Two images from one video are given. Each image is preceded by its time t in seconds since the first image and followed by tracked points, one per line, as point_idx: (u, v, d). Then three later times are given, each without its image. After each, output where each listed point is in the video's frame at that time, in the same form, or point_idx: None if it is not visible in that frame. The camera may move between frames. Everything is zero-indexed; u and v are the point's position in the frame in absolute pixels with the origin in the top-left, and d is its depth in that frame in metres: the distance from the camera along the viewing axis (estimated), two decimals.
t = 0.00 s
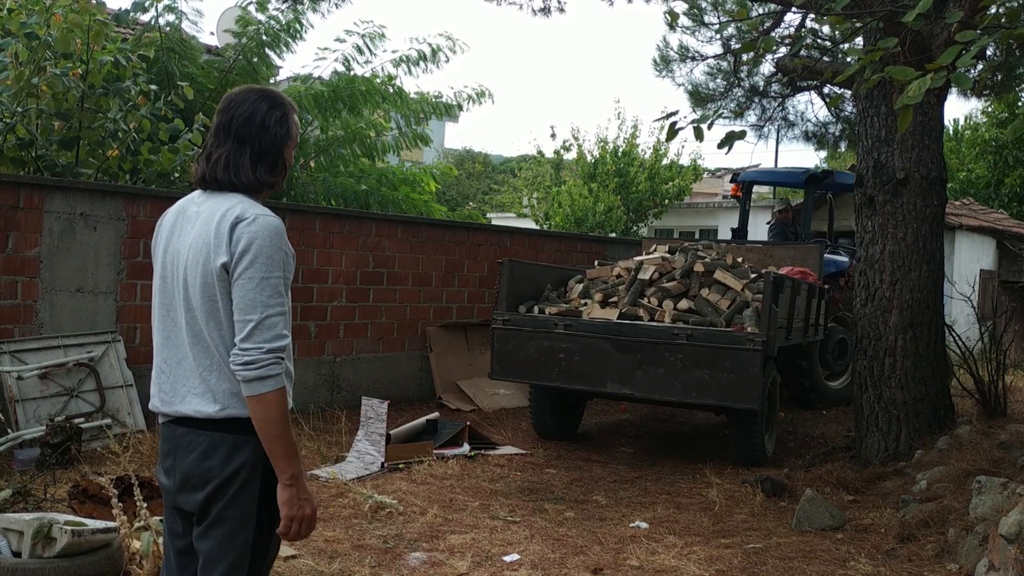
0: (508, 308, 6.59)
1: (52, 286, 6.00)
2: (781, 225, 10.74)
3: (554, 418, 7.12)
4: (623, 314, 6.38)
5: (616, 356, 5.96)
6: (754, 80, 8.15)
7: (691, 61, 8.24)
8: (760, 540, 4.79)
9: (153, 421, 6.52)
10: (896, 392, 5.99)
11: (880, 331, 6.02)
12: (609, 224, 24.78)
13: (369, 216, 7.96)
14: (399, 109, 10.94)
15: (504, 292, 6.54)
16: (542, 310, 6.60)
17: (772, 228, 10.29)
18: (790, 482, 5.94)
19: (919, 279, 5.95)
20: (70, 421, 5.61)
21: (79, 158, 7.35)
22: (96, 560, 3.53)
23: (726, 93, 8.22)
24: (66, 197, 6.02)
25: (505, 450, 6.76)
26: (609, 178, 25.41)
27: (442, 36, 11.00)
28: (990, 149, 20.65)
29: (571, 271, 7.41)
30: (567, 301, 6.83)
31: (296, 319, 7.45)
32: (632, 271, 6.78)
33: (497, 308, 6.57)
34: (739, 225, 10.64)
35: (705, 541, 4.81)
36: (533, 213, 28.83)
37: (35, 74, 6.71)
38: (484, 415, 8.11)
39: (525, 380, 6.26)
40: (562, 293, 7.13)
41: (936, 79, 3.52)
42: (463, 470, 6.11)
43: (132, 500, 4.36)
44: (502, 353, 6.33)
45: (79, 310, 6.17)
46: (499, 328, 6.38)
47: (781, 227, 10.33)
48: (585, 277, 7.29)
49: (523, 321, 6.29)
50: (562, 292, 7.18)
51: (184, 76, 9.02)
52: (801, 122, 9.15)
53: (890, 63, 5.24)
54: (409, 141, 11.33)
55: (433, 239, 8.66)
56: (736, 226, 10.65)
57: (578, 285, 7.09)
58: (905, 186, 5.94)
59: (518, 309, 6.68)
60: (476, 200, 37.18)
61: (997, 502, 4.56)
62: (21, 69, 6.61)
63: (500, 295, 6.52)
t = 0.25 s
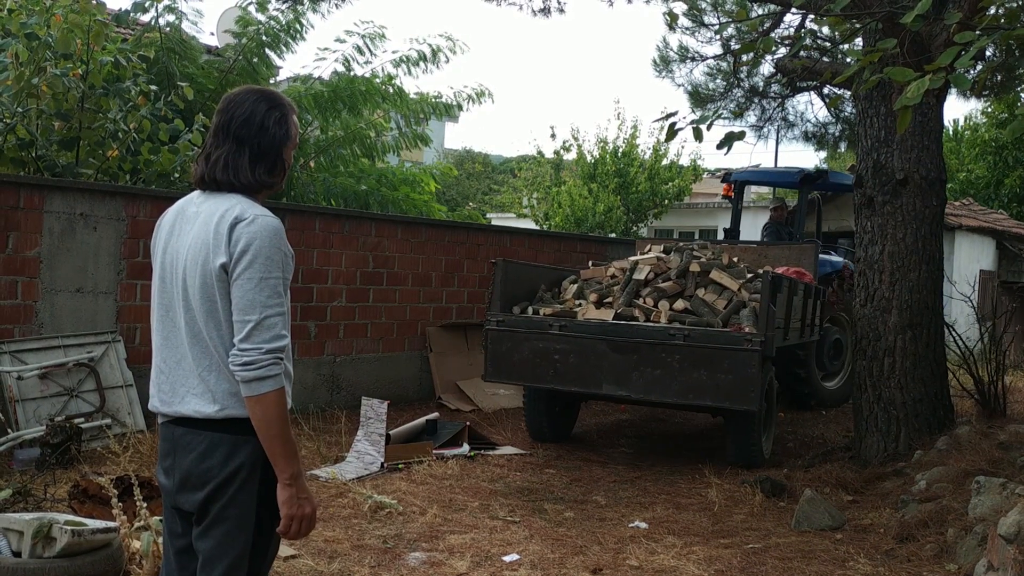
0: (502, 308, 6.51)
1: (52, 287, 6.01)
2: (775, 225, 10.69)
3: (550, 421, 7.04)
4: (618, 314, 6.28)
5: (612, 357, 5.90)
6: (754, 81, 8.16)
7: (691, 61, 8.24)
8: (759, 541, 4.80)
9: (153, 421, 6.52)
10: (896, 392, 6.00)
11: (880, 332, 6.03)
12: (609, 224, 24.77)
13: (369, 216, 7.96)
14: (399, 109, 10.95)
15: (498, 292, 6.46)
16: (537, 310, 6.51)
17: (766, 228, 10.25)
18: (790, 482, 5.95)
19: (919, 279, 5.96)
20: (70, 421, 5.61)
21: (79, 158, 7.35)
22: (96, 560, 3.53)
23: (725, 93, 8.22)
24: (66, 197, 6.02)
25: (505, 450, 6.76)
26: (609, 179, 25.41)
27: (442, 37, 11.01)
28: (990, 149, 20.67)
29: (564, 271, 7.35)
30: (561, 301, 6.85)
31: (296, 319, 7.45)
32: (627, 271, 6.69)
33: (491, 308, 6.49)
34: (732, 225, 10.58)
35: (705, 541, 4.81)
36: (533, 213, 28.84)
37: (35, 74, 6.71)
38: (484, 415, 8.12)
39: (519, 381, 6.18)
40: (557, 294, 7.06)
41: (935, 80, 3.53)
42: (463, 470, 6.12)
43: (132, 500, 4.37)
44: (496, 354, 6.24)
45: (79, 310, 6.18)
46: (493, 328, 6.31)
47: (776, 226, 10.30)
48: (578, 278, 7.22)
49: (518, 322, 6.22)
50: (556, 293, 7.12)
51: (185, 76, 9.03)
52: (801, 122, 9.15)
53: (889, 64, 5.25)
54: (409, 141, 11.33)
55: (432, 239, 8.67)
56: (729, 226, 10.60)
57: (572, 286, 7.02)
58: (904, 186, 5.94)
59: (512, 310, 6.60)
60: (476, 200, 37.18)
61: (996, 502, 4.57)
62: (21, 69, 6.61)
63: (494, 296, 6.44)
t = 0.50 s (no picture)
0: (495, 308, 6.41)
1: (51, 286, 6.01)
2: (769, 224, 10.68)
3: (544, 423, 6.94)
4: (613, 314, 6.26)
5: (607, 356, 5.86)
6: (754, 81, 8.16)
7: (691, 61, 8.24)
8: (759, 540, 4.80)
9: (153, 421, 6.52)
10: (895, 392, 6.00)
11: (880, 331, 6.03)
12: (609, 224, 24.77)
13: (369, 216, 7.96)
14: (399, 109, 10.94)
15: (491, 291, 6.36)
16: (530, 311, 6.42)
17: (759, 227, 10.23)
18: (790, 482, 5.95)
19: (918, 279, 5.96)
20: (70, 421, 5.61)
21: (79, 158, 7.35)
22: (95, 560, 3.53)
23: (725, 93, 8.22)
24: (66, 197, 6.02)
25: (505, 450, 6.76)
26: (609, 179, 25.40)
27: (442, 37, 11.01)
28: (990, 149, 20.66)
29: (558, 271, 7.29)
30: (556, 301, 6.74)
31: (296, 319, 7.45)
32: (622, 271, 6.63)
33: (484, 308, 6.39)
34: (725, 224, 10.55)
35: (704, 541, 4.81)
36: (533, 213, 28.83)
37: (35, 74, 6.72)
38: (484, 415, 8.13)
39: (513, 382, 6.14)
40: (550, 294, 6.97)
41: (934, 80, 3.53)
42: (463, 470, 6.12)
43: (132, 500, 4.37)
44: (489, 355, 6.18)
45: (79, 310, 6.18)
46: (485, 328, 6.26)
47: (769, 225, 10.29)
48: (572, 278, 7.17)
49: (511, 321, 6.17)
50: (550, 292, 7.03)
51: (185, 76, 9.03)
52: (801, 122, 9.16)
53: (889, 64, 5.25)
54: (410, 141, 11.32)
55: (432, 239, 8.66)
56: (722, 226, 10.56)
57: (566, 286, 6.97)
58: (904, 186, 5.94)
59: (504, 310, 6.50)
60: (476, 200, 37.16)
61: (996, 502, 4.57)
62: (21, 69, 6.61)
63: (487, 295, 6.38)
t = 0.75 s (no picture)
0: (488, 307, 6.37)
1: (52, 286, 6.01)
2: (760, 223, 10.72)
3: (538, 423, 6.84)
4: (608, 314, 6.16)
5: (602, 357, 5.80)
6: (754, 81, 8.16)
7: (692, 62, 8.24)
8: (759, 540, 4.80)
9: (153, 421, 6.52)
10: (895, 393, 6.00)
11: (879, 332, 6.03)
12: (609, 224, 24.78)
13: (369, 217, 7.96)
14: (399, 109, 10.95)
15: (485, 290, 6.31)
16: (524, 310, 6.36)
17: (752, 227, 10.25)
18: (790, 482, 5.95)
19: (918, 280, 5.96)
20: (71, 421, 5.62)
21: (80, 158, 7.35)
22: (96, 560, 3.53)
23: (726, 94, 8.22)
24: (66, 197, 6.03)
25: (505, 450, 6.76)
26: (609, 179, 25.41)
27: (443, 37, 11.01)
28: (990, 150, 20.67)
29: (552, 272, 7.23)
30: (549, 301, 6.63)
31: (297, 319, 7.46)
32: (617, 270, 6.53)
33: (477, 307, 6.33)
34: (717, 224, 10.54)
35: (705, 541, 4.82)
36: (533, 214, 28.84)
37: (36, 74, 6.72)
38: (484, 415, 8.14)
39: (507, 383, 6.06)
40: (544, 294, 6.89)
41: (935, 80, 3.54)
42: (463, 470, 6.12)
43: (132, 500, 4.37)
44: (482, 355, 6.12)
45: (80, 310, 6.18)
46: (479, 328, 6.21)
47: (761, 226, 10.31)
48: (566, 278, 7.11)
49: (506, 321, 6.10)
50: (544, 292, 6.97)
51: (185, 76, 9.03)
52: (801, 123, 9.16)
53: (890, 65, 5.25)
54: (410, 141, 11.33)
55: (433, 240, 8.67)
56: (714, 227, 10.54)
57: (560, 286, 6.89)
58: (904, 187, 5.95)
59: (498, 310, 6.45)
60: (476, 200, 37.17)
61: (996, 503, 4.58)
62: (22, 69, 6.62)
63: (480, 295, 6.32)
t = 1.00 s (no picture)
0: (482, 308, 6.26)
1: (52, 287, 6.01)
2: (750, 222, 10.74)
3: (532, 424, 6.77)
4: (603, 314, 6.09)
5: (597, 357, 5.71)
6: (754, 81, 8.17)
7: (692, 62, 8.24)
8: (759, 540, 4.81)
9: (153, 421, 6.53)
10: (895, 393, 6.01)
11: (879, 332, 6.05)
12: (608, 224, 24.79)
13: (369, 217, 7.97)
14: (399, 109, 10.96)
15: (477, 291, 6.20)
16: (518, 311, 6.27)
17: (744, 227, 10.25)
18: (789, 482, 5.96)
19: (918, 280, 5.97)
20: (71, 421, 5.62)
21: (80, 158, 7.35)
22: (96, 560, 3.54)
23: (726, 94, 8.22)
24: (66, 197, 6.03)
25: (505, 450, 6.76)
26: (609, 179, 25.42)
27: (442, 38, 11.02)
28: (990, 150, 20.67)
29: (545, 272, 7.13)
30: (544, 301, 6.56)
31: (298, 319, 7.47)
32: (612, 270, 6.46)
33: (470, 308, 6.23)
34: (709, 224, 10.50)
35: (704, 541, 4.82)
36: (533, 214, 28.85)
37: (36, 74, 6.73)
38: (484, 415, 8.15)
39: (500, 385, 5.95)
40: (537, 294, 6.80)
41: (934, 81, 3.54)
42: (463, 470, 6.13)
43: (133, 500, 4.38)
44: (475, 356, 6.01)
45: (80, 310, 6.19)
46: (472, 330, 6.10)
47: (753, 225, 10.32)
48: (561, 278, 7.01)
49: (499, 322, 6.00)
50: (538, 292, 6.88)
51: (185, 77, 9.03)
52: (801, 123, 9.17)
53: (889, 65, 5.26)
54: (410, 141, 11.33)
55: (433, 240, 8.68)
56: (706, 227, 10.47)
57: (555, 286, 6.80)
58: (904, 187, 5.95)
59: (491, 311, 6.35)
60: (476, 200, 37.18)
61: (996, 503, 4.58)
62: (22, 70, 6.62)
63: (472, 295, 6.21)
